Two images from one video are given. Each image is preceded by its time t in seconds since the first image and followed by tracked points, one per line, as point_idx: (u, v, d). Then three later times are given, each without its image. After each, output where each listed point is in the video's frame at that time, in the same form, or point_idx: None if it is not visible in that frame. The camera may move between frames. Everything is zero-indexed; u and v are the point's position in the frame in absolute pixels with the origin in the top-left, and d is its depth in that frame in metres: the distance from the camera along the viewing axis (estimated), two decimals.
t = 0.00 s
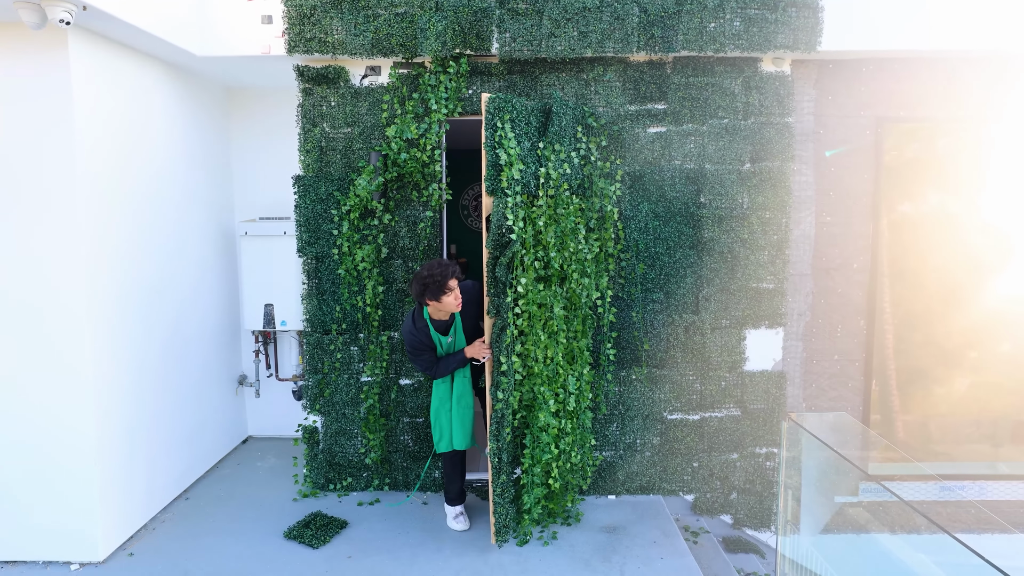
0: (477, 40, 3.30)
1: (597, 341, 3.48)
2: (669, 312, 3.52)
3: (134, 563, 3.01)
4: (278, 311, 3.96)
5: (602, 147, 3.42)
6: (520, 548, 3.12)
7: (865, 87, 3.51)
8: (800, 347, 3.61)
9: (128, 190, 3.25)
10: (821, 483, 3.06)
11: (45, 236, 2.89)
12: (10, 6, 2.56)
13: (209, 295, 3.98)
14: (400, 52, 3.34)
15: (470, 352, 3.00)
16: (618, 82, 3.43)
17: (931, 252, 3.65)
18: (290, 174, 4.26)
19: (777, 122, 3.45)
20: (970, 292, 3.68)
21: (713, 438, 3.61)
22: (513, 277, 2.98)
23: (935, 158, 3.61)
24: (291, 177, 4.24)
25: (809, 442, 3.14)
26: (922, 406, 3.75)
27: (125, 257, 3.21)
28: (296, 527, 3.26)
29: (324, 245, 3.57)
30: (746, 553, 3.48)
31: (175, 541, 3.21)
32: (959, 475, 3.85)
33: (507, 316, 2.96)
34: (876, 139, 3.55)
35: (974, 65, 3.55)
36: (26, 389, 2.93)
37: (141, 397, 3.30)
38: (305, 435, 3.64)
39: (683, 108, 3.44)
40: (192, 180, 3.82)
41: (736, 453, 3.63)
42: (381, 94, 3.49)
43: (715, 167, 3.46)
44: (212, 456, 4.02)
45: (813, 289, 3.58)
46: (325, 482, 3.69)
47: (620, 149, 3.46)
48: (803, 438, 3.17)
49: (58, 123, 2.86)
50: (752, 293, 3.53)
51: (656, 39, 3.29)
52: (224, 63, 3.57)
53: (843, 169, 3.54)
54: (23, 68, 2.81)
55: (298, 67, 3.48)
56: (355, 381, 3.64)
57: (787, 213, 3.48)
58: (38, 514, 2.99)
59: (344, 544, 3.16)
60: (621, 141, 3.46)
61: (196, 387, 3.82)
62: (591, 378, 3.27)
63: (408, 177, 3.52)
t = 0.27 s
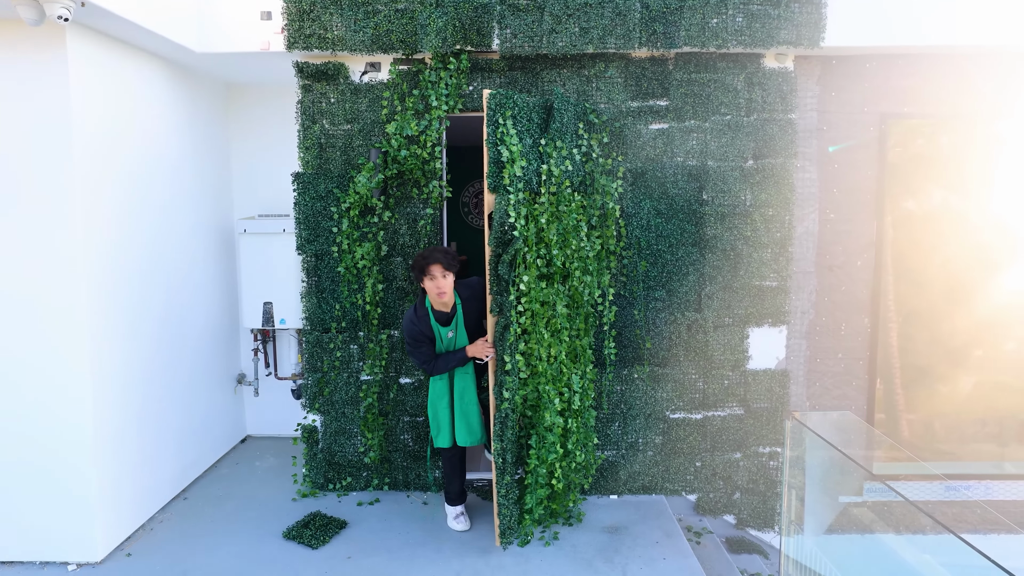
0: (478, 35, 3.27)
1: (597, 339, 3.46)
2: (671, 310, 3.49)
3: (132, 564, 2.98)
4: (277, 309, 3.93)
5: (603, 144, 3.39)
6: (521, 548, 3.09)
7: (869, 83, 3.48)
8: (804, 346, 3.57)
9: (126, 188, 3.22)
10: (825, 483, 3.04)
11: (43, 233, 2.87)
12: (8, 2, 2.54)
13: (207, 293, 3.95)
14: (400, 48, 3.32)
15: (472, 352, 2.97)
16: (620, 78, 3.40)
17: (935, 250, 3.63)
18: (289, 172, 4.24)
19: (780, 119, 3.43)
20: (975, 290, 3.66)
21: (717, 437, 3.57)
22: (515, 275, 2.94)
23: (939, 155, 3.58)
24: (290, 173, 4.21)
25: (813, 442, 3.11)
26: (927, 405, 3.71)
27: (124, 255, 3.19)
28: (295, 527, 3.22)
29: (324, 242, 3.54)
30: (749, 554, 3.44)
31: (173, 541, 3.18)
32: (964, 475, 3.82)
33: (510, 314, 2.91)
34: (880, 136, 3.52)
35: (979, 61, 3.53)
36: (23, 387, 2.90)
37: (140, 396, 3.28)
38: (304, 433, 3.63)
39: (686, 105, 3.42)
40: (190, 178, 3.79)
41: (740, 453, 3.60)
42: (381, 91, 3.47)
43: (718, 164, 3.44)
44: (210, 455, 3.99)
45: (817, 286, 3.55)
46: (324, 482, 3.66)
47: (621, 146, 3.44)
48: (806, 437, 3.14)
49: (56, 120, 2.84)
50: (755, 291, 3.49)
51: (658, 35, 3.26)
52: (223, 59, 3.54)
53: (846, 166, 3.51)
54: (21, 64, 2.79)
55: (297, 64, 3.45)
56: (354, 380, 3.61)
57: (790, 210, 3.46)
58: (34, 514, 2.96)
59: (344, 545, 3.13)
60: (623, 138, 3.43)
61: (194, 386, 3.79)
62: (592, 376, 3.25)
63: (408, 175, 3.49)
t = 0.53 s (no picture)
0: (478, 31, 3.24)
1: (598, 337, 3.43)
2: (673, 308, 3.46)
3: (127, 564, 2.95)
4: (274, 307, 3.91)
5: (605, 140, 3.36)
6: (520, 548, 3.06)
7: (871, 79, 3.45)
8: (806, 344, 3.54)
9: (123, 186, 3.19)
10: (827, 482, 3.01)
11: (39, 230, 2.85)
12: None
13: (204, 291, 3.92)
14: (400, 43, 3.29)
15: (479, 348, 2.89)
16: (621, 75, 3.37)
17: (938, 248, 3.60)
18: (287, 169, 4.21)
19: (782, 115, 3.40)
20: (977, 288, 3.63)
21: (718, 436, 3.54)
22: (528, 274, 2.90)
23: (941, 152, 3.55)
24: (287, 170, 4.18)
25: (815, 440, 3.09)
26: (929, 403, 3.68)
27: (120, 253, 3.16)
28: (293, 526, 3.19)
29: (322, 240, 3.51)
30: (751, 554, 3.41)
31: (169, 540, 3.15)
32: (968, 474, 3.79)
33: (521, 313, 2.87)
34: (882, 132, 3.49)
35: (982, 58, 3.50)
36: (17, 386, 2.87)
37: (136, 394, 3.25)
38: (303, 432, 3.60)
39: (687, 101, 3.39)
40: (187, 176, 3.76)
41: (741, 452, 3.57)
42: (380, 87, 3.44)
43: (719, 161, 3.41)
44: (207, 454, 3.96)
45: (819, 284, 3.52)
46: (322, 481, 3.63)
47: (623, 142, 3.41)
48: (809, 436, 3.12)
49: (52, 116, 2.81)
50: (757, 289, 3.47)
51: (659, 31, 3.23)
52: (221, 55, 3.51)
53: (848, 163, 3.48)
54: (18, 61, 2.77)
55: (296, 60, 3.42)
56: (353, 378, 3.59)
57: (792, 207, 3.43)
58: (29, 513, 2.94)
59: (341, 544, 3.10)
60: (624, 135, 3.40)
61: (191, 385, 3.76)
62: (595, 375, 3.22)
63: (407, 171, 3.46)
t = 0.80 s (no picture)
0: (478, 27, 3.21)
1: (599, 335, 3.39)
2: (674, 307, 3.43)
3: (124, 563, 2.93)
4: (273, 304, 3.88)
5: (606, 136, 3.33)
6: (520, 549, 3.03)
7: (875, 75, 3.41)
8: (809, 343, 3.51)
9: (120, 183, 3.17)
10: (830, 483, 2.98)
11: (37, 228, 2.83)
12: None
13: (202, 289, 3.90)
14: (399, 39, 3.26)
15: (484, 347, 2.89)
16: (622, 71, 3.34)
17: (943, 246, 3.56)
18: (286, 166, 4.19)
19: (785, 112, 3.36)
20: (982, 287, 3.59)
21: (720, 436, 3.51)
22: (535, 272, 2.87)
23: (946, 149, 3.51)
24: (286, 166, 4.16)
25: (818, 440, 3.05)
26: (935, 403, 3.64)
27: (118, 250, 3.14)
28: (291, 526, 3.17)
29: (320, 237, 3.49)
30: (753, 555, 3.38)
31: (167, 540, 3.13)
32: (973, 475, 3.74)
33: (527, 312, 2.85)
34: (887, 128, 3.44)
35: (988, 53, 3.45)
36: (14, 384, 2.86)
37: (134, 392, 3.23)
38: (301, 431, 3.57)
39: (690, 97, 3.36)
40: (186, 174, 3.74)
41: (743, 452, 3.53)
42: (379, 83, 3.41)
43: (721, 158, 3.37)
44: (205, 453, 3.94)
45: (822, 283, 3.49)
46: (320, 480, 3.61)
47: (624, 139, 3.38)
48: (812, 436, 3.08)
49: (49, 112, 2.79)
50: (760, 287, 3.43)
51: (661, 26, 3.20)
52: (220, 51, 3.48)
53: (852, 160, 3.44)
54: (15, 57, 2.75)
55: (295, 56, 3.40)
56: (352, 376, 3.56)
57: (796, 204, 3.39)
58: (26, 511, 2.92)
59: (340, 544, 3.07)
60: (625, 131, 3.37)
61: (189, 383, 3.74)
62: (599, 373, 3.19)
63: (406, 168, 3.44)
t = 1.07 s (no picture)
0: (478, 23, 3.19)
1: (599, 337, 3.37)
2: (676, 305, 3.40)
3: (118, 565, 2.88)
4: (270, 303, 3.84)
5: (608, 135, 3.31)
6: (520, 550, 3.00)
7: (877, 74, 3.40)
8: (811, 343, 3.49)
9: (116, 180, 3.13)
10: (833, 484, 2.95)
11: (33, 224, 2.79)
12: None
13: (199, 288, 3.86)
14: (398, 36, 3.23)
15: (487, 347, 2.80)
16: (623, 68, 3.32)
17: (945, 245, 3.54)
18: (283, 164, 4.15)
19: (786, 110, 3.35)
20: (984, 286, 3.57)
21: (721, 436, 3.48)
22: (541, 272, 2.82)
23: (948, 147, 3.50)
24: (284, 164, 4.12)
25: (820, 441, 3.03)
26: (937, 403, 3.62)
27: (114, 248, 3.10)
28: (288, 527, 3.13)
29: (318, 235, 3.46)
30: (755, 557, 3.35)
31: (161, 542, 3.08)
32: (976, 476, 3.72)
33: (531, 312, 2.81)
34: (889, 127, 3.43)
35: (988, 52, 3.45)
36: (7, 384, 2.81)
37: (128, 392, 3.19)
38: (298, 432, 3.53)
39: (691, 95, 3.34)
40: (182, 172, 3.70)
41: (745, 452, 3.50)
42: (378, 80, 3.39)
43: (723, 156, 3.35)
44: (201, 454, 3.90)
45: (824, 282, 3.47)
46: (318, 482, 3.56)
47: (625, 137, 3.36)
48: (814, 437, 3.05)
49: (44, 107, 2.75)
50: (761, 286, 3.41)
51: (662, 24, 3.18)
52: (217, 47, 3.45)
53: (853, 158, 3.42)
54: (11, 51, 2.71)
55: (293, 52, 3.36)
56: (350, 376, 3.52)
57: (797, 203, 3.37)
58: (16, 513, 2.87)
59: (338, 546, 3.03)
60: (626, 129, 3.35)
61: (185, 384, 3.69)
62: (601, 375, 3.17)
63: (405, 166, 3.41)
